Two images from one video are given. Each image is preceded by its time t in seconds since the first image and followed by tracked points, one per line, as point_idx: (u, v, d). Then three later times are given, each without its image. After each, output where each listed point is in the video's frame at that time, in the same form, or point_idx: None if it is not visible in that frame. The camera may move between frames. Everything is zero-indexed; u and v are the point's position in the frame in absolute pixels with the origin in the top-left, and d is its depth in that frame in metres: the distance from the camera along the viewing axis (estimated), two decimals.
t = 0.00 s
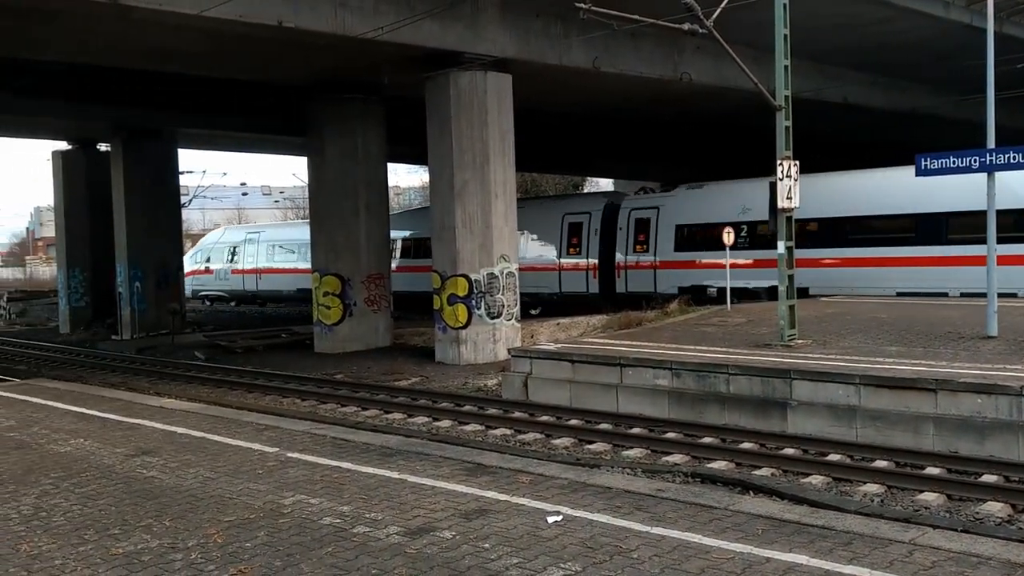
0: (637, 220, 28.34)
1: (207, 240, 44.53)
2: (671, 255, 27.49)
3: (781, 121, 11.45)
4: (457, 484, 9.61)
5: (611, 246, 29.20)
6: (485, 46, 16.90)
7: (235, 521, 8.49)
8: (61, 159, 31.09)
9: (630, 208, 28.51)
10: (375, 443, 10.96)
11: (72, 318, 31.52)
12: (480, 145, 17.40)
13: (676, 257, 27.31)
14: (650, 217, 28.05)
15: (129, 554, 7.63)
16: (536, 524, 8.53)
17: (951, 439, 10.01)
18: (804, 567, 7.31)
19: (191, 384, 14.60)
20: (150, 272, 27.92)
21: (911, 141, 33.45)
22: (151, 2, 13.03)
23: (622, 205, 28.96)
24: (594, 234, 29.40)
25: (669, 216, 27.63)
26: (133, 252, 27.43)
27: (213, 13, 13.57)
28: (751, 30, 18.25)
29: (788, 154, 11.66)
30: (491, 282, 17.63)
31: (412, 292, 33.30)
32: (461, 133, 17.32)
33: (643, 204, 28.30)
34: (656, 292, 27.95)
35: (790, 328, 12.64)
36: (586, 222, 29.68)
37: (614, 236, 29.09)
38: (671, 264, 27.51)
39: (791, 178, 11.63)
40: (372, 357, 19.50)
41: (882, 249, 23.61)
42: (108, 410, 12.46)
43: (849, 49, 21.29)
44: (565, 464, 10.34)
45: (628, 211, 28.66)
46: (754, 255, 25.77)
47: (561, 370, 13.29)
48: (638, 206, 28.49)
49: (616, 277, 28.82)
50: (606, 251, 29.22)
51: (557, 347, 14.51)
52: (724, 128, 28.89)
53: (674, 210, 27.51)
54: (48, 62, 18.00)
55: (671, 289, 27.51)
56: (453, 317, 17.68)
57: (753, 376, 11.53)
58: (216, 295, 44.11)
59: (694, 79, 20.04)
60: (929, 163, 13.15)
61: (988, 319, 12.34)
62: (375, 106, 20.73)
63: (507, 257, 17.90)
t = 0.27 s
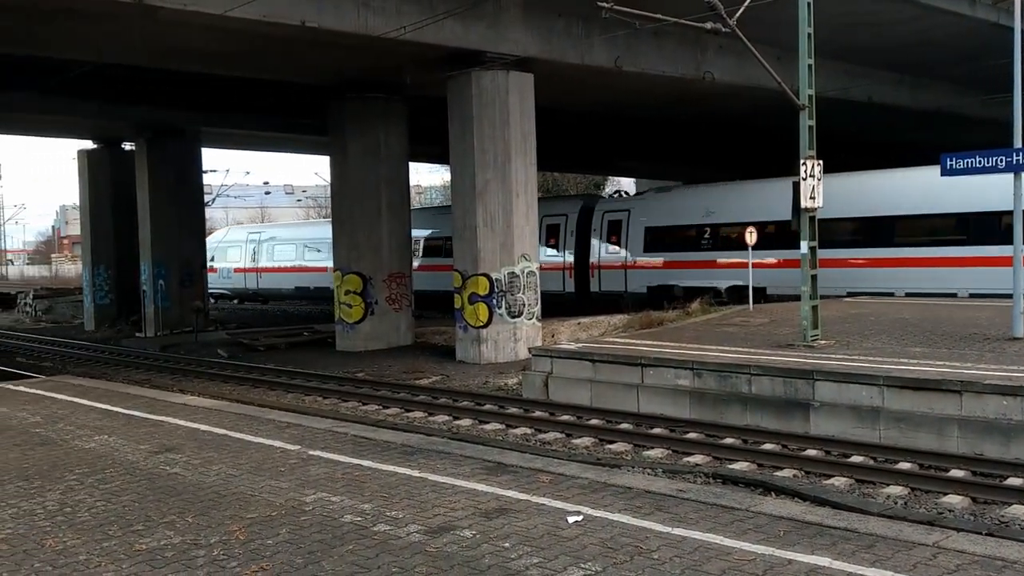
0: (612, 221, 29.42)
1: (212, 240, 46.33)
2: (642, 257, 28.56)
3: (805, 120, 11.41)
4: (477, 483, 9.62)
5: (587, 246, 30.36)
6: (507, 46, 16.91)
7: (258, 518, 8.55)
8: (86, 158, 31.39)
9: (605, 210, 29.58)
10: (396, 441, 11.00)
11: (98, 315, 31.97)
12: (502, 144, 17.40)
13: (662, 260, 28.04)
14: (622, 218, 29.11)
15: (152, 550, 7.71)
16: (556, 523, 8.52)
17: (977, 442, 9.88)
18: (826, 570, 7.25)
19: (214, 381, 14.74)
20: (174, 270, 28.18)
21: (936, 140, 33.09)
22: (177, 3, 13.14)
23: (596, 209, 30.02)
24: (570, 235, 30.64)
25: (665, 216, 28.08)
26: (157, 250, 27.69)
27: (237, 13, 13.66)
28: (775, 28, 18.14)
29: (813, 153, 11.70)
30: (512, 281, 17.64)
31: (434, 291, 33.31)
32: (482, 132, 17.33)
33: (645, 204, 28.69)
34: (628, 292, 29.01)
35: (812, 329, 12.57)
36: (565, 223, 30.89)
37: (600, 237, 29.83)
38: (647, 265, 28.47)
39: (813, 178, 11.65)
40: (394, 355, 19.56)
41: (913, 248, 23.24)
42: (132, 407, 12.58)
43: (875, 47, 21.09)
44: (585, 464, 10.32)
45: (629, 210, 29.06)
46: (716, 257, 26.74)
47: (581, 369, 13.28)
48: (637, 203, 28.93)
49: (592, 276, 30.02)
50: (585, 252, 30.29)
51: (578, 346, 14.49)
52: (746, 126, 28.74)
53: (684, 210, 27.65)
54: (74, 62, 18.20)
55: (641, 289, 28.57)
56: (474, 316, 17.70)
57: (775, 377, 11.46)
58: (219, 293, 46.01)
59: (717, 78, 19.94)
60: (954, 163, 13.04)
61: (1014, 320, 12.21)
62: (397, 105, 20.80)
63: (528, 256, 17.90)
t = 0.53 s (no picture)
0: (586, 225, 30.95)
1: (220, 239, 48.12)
2: (664, 256, 28.41)
3: (828, 120, 11.34)
4: (496, 483, 9.63)
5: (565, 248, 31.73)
6: (528, 46, 16.91)
7: (277, 516, 8.59)
8: (110, 158, 31.70)
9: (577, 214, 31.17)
10: (415, 441, 11.03)
11: (121, 314, 32.28)
12: (523, 145, 17.40)
13: (685, 260, 27.89)
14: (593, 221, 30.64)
15: (174, 548, 7.77)
16: (575, 524, 8.50)
17: (1001, 446, 9.76)
18: (847, 573, 7.19)
19: (235, 380, 14.82)
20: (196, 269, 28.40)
21: (960, 140, 32.75)
22: (200, 4, 13.23)
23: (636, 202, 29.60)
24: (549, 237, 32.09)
25: (687, 216, 27.93)
26: (179, 249, 27.92)
27: (259, 13, 13.74)
28: (797, 28, 18.03)
29: (835, 153, 11.63)
30: (532, 281, 17.63)
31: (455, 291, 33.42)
32: (503, 133, 17.34)
33: (682, 202, 28.21)
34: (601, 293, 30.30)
35: (834, 330, 12.48)
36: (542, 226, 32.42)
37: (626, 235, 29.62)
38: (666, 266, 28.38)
39: (836, 178, 11.60)
40: (414, 355, 19.62)
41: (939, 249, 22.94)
42: (154, 405, 12.68)
43: (898, 47, 20.91)
44: (604, 465, 10.29)
45: (664, 207, 28.66)
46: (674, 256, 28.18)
47: (601, 370, 13.26)
48: (666, 201, 28.69)
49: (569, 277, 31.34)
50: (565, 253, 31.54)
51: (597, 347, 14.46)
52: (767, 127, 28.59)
53: (705, 211, 27.55)
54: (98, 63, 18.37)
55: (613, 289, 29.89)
56: (493, 317, 17.70)
57: (796, 379, 11.38)
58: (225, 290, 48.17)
59: (739, 78, 19.85)
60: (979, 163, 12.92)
61: None
62: (418, 105, 20.83)
63: (548, 256, 17.88)
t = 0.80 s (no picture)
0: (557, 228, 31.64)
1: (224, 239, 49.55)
2: (686, 256, 28.33)
3: (851, 119, 11.30)
4: (516, 482, 9.62)
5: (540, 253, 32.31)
6: (548, 45, 16.90)
7: (299, 514, 8.62)
8: (133, 157, 31.96)
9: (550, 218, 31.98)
10: (435, 439, 11.04)
11: (143, 312, 32.35)
12: (542, 144, 17.39)
13: (707, 260, 27.93)
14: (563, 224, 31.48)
15: (196, 544, 7.81)
16: (596, 524, 8.47)
17: None
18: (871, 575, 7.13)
19: (256, 378, 14.88)
20: (217, 268, 28.54)
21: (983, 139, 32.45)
22: (222, 4, 13.31)
23: (652, 202, 29.69)
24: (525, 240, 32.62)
25: (710, 217, 28.09)
26: (201, 248, 28.05)
27: (281, 13, 13.80)
28: (819, 26, 17.92)
29: (858, 152, 11.58)
30: (551, 281, 17.61)
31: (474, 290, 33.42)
32: (522, 132, 17.33)
33: (707, 200, 28.23)
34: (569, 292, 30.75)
35: (856, 331, 12.41)
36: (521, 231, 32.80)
37: (647, 234, 29.71)
38: (691, 266, 28.24)
39: (858, 178, 11.56)
40: (432, 354, 19.66)
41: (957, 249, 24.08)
42: (176, 403, 12.75)
43: (921, 46, 20.75)
44: (624, 465, 10.26)
45: (687, 207, 28.70)
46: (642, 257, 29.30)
47: (620, 370, 13.23)
48: (687, 201, 28.80)
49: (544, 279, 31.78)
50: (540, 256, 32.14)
51: (617, 347, 14.44)
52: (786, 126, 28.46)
53: (726, 211, 27.70)
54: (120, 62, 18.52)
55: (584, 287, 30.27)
56: (512, 316, 17.70)
57: (817, 380, 11.30)
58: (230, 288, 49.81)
59: (760, 77, 19.77)
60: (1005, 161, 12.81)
61: None
62: (437, 104, 20.85)
63: (568, 256, 17.85)
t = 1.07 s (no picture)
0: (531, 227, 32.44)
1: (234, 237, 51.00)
2: (709, 255, 28.13)
3: (874, 118, 11.31)
4: (536, 480, 9.62)
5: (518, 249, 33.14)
6: (569, 43, 16.87)
7: (320, 511, 8.66)
8: (156, 155, 32.20)
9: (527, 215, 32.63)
10: (456, 437, 11.05)
11: (166, 308, 32.50)
12: (563, 143, 17.36)
13: (730, 260, 27.71)
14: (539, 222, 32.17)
15: (219, 540, 7.86)
16: (616, 524, 8.44)
17: None
18: None
19: (278, 374, 14.95)
20: (239, 265, 28.72)
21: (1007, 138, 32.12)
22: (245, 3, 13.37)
23: (668, 200, 29.32)
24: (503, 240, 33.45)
25: (728, 216, 27.85)
26: (223, 244, 28.22)
27: (303, 12, 13.85)
28: (842, 24, 17.80)
29: (881, 151, 11.60)
30: (571, 279, 17.58)
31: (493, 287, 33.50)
32: (543, 130, 17.32)
33: (726, 199, 27.96)
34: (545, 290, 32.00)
35: (879, 331, 12.34)
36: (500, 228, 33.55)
37: (662, 232, 29.38)
38: (714, 266, 28.05)
39: (881, 177, 11.59)
40: (452, 352, 19.70)
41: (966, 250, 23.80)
42: (199, 399, 12.84)
43: (945, 44, 20.58)
44: (644, 464, 10.24)
45: (705, 205, 28.42)
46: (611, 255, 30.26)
47: (640, 368, 13.19)
48: (704, 199, 28.52)
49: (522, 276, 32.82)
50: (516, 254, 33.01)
51: (636, 347, 14.41)
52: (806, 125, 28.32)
53: (749, 210, 27.43)
54: (144, 61, 18.67)
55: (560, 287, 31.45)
56: (532, 314, 17.73)
57: (839, 380, 11.22)
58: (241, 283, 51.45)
59: (782, 75, 19.66)
60: None
61: None
62: (458, 102, 20.85)
63: (588, 254, 17.82)
